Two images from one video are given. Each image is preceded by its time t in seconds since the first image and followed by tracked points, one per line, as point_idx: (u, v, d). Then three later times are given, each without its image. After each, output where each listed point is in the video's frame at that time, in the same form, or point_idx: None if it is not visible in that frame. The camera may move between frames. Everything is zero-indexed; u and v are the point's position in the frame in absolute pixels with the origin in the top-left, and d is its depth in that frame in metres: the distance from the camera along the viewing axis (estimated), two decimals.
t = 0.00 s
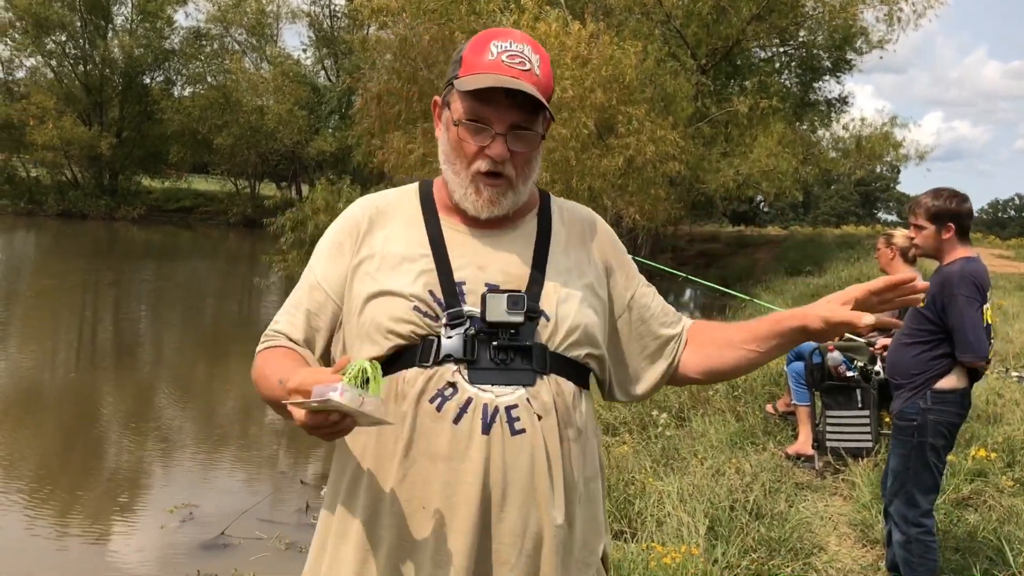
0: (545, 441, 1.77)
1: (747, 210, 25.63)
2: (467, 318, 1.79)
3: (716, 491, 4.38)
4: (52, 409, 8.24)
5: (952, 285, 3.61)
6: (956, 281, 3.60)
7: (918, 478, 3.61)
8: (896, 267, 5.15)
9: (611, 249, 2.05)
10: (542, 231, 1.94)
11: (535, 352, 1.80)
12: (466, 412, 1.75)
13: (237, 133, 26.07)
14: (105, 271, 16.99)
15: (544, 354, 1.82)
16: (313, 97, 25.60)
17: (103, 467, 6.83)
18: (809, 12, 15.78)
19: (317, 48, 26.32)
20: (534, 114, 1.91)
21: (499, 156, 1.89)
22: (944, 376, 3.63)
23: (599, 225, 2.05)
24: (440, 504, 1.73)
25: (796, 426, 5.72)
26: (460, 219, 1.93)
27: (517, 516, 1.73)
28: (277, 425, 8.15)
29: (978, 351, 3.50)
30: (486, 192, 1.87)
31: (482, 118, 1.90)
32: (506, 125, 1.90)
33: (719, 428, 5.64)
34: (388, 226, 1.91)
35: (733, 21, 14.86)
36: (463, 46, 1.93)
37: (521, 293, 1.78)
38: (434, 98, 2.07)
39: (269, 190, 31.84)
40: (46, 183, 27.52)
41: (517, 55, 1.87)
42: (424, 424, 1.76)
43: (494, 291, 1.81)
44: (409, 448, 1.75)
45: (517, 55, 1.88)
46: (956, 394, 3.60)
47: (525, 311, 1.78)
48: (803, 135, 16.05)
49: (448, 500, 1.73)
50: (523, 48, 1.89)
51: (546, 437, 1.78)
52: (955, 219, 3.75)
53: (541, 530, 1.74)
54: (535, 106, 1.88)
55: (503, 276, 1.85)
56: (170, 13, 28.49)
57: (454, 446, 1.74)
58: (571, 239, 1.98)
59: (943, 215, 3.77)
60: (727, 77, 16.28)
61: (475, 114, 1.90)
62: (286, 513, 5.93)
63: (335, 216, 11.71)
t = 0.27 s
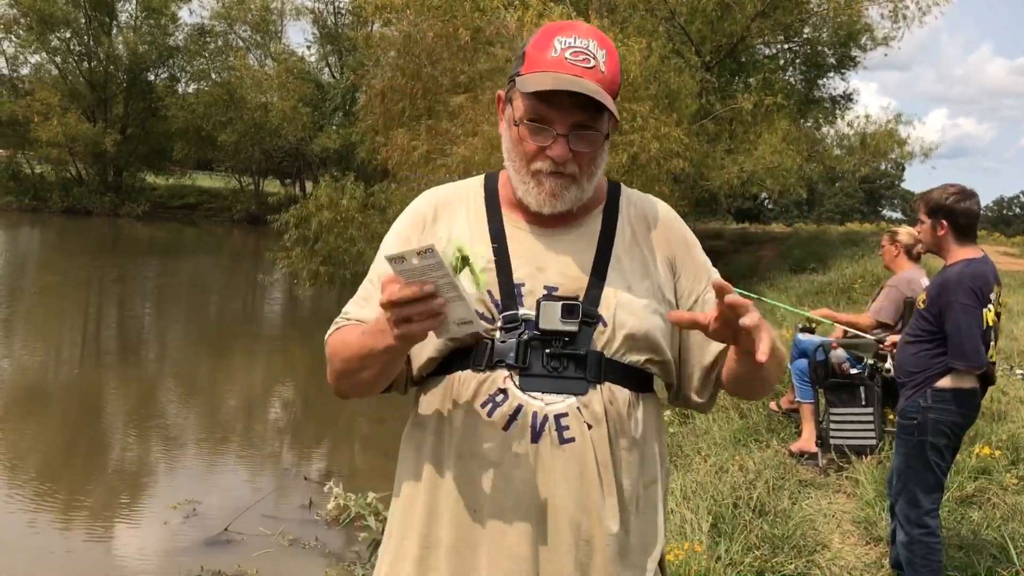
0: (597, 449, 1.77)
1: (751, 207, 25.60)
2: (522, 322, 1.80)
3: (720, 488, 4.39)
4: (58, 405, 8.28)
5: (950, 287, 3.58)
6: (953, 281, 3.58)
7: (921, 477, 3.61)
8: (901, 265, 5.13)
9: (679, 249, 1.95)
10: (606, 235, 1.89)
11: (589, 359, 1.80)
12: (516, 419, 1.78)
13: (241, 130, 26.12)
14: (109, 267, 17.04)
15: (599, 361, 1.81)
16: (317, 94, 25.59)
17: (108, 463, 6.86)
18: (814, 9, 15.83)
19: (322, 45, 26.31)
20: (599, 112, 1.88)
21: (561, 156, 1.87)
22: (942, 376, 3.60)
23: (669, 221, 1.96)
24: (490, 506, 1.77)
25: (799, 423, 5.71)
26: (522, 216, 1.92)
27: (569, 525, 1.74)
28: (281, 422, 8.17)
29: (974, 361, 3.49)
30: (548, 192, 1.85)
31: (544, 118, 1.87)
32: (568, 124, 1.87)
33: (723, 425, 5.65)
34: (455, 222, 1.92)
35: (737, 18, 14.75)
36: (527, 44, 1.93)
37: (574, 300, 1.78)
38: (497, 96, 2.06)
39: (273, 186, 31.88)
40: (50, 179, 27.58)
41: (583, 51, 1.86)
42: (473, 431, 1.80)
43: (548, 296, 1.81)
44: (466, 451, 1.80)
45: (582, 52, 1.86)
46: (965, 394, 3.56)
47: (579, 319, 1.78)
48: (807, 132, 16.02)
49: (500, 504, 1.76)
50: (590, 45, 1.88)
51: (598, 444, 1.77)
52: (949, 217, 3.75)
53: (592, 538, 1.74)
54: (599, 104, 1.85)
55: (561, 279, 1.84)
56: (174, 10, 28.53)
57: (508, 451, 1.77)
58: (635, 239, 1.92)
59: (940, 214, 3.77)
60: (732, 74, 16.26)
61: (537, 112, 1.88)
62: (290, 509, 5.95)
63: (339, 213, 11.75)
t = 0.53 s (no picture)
0: (598, 452, 1.76)
1: (750, 206, 25.62)
2: (536, 322, 1.79)
3: (717, 487, 4.40)
4: (56, 402, 8.27)
5: (941, 288, 3.59)
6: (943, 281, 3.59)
7: (915, 480, 3.61)
8: (899, 264, 5.13)
9: (715, 252, 1.86)
10: (634, 236, 1.85)
11: (598, 364, 1.76)
12: (523, 417, 1.80)
13: (240, 128, 26.12)
14: (107, 265, 17.04)
15: (608, 367, 1.76)
16: (316, 92, 25.53)
17: (106, 460, 6.85)
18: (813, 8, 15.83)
19: (321, 42, 26.27)
20: (642, 109, 1.80)
21: (598, 153, 1.82)
22: (941, 378, 3.60)
23: (707, 222, 1.87)
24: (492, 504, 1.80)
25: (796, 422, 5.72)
26: (554, 209, 1.90)
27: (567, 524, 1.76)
28: (280, 419, 8.17)
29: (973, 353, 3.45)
30: (582, 194, 1.82)
31: (583, 112, 1.82)
32: (608, 120, 1.81)
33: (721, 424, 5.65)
34: (491, 211, 1.94)
35: (736, 17, 14.74)
36: (570, 33, 1.85)
37: (586, 305, 1.76)
38: (541, 82, 2.00)
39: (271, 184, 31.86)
40: (48, 176, 27.53)
41: (625, 45, 1.78)
42: (483, 425, 1.83)
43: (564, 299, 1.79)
44: (477, 448, 1.84)
45: (625, 46, 1.78)
46: (961, 398, 3.56)
47: (590, 324, 1.75)
48: (806, 132, 16.02)
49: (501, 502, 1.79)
50: (634, 38, 1.79)
51: (600, 449, 1.76)
52: (931, 216, 3.79)
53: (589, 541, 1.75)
54: (640, 102, 1.77)
55: (583, 280, 1.82)
56: (173, 7, 28.51)
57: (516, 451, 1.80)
58: (666, 241, 1.85)
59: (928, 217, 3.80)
60: (731, 73, 16.26)
61: (575, 107, 1.82)
62: (288, 507, 5.95)
63: (338, 211, 11.82)
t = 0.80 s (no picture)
0: (598, 465, 1.77)
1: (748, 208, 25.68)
2: (544, 332, 1.81)
3: (715, 488, 4.40)
4: (53, 403, 8.27)
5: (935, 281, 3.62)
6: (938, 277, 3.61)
7: (911, 484, 3.62)
8: (896, 266, 5.14)
9: (732, 266, 1.84)
10: (647, 246, 1.84)
11: (602, 379, 1.77)
12: (524, 424, 1.81)
13: (239, 129, 26.14)
14: (106, 265, 17.04)
15: (611, 382, 1.77)
16: (315, 92, 25.45)
17: (104, 461, 6.86)
18: (810, 9, 15.80)
19: (319, 43, 26.24)
20: (658, 118, 1.80)
21: (614, 160, 1.82)
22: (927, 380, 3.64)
23: (726, 237, 1.85)
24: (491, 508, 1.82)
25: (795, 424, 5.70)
26: (571, 217, 1.91)
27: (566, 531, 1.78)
28: (278, 420, 8.17)
29: (952, 329, 3.47)
30: (597, 203, 1.82)
31: (599, 118, 1.82)
32: (623, 128, 1.81)
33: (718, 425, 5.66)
34: (505, 214, 1.95)
35: (735, 18, 14.75)
36: (589, 40, 1.87)
37: (592, 320, 1.76)
38: (558, 90, 2.01)
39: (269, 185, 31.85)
40: (46, 177, 27.53)
41: (643, 51, 1.79)
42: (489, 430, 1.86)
43: (572, 311, 1.80)
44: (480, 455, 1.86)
45: (642, 52, 1.79)
46: (954, 403, 3.58)
47: (597, 338, 1.76)
48: (804, 133, 16.04)
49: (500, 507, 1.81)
50: (653, 45, 1.80)
51: (599, 462, 1.77)
52: (923, 216, 3.81)
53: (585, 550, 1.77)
54: (656, 110, 1.78)
55: (593, 291, 1.82)
56: (172, 8, 28.55)
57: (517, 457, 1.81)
58: (680, 255, 1.84)
59: (925, 215, 3.80)
60: (729, 74, 16.28)
61: (591, 114, 1.82)
62: (285, 507, 5.95)
63: (335, 212, 11.77)
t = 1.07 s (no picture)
0: (591, 467, 1.75)
1: (751, 210, 25.67)
2: (545, 332, 1.80)
3: (718, 490, 4.39)
4: (57, 406, 8.29)
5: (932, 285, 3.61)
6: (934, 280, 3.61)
7: (913, 487, 3.60)
8: (899, 267, 5.13)
9: (740, 274, 1.83)
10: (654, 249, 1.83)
11: (601, 381, 1.78)
12: (521, 423, 1.82)
13: (241, 132, 26.17)
14: (110, 269, 17.08)
15: (611, 384, 1.78)
16: (316, 96, 25.32)
17: (107, 464, 6.86)
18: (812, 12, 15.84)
19: (321, 47, 26.26)
20: (668, 120, 1.79)
21: (624, 164, 1.80)
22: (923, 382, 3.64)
23: (734, 246, 1.83)
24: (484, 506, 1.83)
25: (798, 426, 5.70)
26: (579, 217, 1.90)
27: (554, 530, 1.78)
28: (280, 423, 8.18)
29: (943, 337, 3.48)
30: (608, 206, 1.81)
31: (608, 122, 1.81)
32: (633, 131, 1.80)
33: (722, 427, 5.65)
34: (517, 208, 1.95)
35: (736, 21, 14.67)
36: (599, 45, 1.85)
37: (594, 323, 1.76)
38: (569, 96, 2.00)
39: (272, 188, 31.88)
40: (49, 181, 27.59)
41: (652, 56, 1.77)
42: (486, 428, 1.87)
43: (574, 312, 1.79)
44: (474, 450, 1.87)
45: (651, 57, 1.77)
46: (953, 404, 3.56)
47: (597, 341, 1.76)
48: (807, 135, 16.01)
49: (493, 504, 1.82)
50: (661, 50, 1.78)
51: (593, 464, 1.75)
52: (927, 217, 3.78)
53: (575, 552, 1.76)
54: (666, 113, 1.77)
55: (597, 293, 1.82)
56: (174, 12, 28.61)
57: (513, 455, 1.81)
58: (687, 260, 1.82)
59: (928, 215, 3.77)
60: (731, 76, 16.26)
61: (601, 118, 1.81)
62: (288, 511, 5.95)
63: (338, 215, 11.75)
